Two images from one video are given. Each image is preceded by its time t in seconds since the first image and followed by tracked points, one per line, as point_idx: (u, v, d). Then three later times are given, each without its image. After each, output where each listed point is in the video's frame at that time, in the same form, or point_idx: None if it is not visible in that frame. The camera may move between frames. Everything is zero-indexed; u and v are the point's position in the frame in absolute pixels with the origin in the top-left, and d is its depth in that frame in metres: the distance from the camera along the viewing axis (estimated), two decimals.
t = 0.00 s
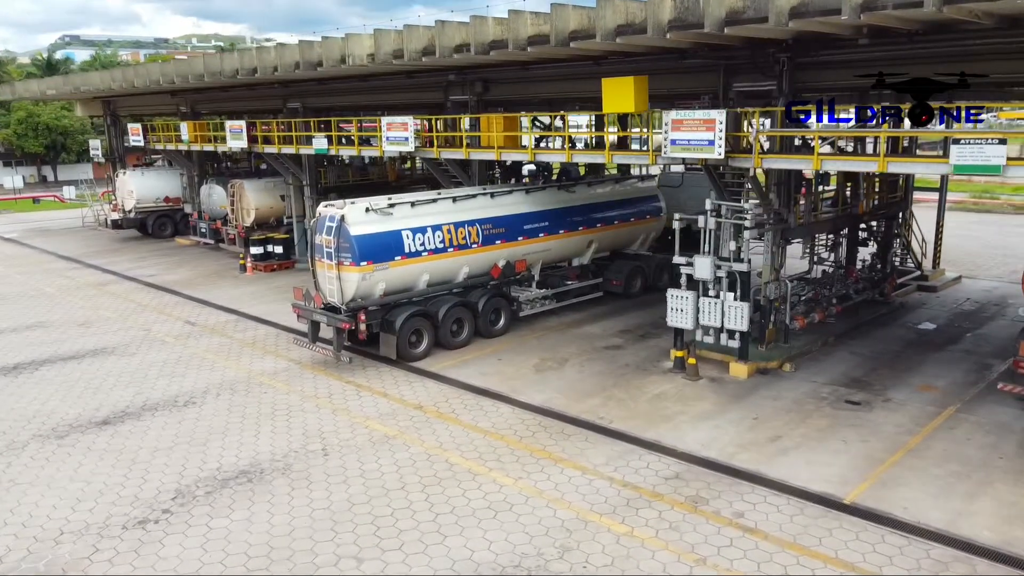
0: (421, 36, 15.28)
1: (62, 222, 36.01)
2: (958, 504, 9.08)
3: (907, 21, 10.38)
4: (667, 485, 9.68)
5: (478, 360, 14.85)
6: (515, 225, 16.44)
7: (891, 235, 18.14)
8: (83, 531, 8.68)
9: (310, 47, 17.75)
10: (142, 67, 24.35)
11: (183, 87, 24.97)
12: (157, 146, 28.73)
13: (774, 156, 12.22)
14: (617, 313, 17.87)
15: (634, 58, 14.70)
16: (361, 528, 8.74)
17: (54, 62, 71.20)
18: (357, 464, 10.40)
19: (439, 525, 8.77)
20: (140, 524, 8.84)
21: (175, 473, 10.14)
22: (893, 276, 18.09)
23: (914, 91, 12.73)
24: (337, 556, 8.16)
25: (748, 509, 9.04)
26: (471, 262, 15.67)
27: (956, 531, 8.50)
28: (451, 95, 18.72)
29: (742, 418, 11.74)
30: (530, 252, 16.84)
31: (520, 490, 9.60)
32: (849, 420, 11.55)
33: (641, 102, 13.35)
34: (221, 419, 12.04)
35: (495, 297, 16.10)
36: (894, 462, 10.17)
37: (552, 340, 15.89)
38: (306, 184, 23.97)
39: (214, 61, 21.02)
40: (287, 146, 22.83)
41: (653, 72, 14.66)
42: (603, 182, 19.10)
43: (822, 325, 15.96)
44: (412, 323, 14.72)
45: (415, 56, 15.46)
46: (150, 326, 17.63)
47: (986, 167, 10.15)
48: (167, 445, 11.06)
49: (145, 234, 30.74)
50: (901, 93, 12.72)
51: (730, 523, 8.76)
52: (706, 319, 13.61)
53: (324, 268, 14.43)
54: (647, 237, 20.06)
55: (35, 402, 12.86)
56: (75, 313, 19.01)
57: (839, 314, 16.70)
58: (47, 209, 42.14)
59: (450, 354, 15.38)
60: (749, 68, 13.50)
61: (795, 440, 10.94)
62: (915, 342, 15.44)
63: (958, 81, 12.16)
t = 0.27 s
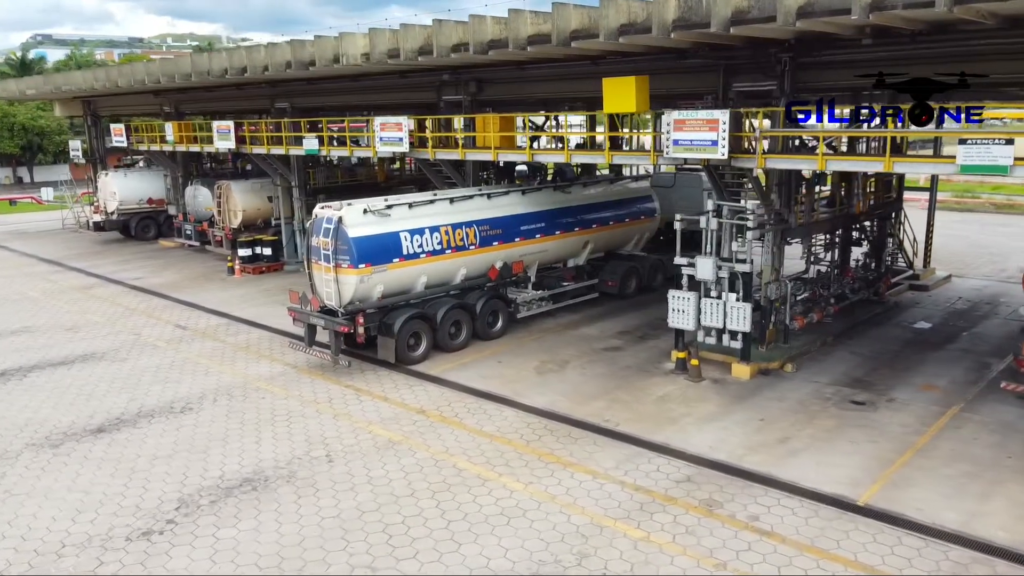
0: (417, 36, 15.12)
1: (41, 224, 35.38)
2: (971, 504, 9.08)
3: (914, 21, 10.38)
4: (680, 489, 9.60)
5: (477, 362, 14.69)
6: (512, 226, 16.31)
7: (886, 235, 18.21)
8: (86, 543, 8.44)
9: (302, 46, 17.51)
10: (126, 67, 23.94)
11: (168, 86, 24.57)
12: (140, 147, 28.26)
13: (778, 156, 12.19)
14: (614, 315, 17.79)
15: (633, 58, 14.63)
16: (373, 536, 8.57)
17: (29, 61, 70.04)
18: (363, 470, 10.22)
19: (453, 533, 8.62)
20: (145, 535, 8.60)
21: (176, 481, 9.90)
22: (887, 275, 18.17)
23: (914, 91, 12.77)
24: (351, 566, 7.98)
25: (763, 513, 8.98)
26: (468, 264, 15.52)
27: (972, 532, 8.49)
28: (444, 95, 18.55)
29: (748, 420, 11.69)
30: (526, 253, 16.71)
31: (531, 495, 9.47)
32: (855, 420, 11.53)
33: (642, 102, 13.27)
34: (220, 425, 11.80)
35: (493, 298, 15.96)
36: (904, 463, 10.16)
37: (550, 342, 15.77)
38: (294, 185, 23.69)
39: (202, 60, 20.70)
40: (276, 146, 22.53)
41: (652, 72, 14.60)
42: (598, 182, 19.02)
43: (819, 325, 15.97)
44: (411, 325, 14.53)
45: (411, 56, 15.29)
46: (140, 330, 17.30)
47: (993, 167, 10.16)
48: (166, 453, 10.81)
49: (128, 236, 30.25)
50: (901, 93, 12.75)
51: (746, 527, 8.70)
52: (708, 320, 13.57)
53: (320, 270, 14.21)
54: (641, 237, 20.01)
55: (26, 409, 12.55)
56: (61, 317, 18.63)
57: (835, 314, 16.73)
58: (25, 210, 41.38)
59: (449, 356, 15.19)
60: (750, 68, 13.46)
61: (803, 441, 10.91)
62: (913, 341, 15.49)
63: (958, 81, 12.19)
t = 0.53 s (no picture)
0: (417, 34, 14.96)
1: (25, 226, 34.81)
2: (988, 505, 9.05)
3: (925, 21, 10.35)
4: (696, 492, 9.52)
5: (480, 365, 14.55)
6: (513, 227, 16.18)
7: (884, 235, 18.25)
8: (94, 554, 8.22)
9: (298, 45, 17.28)
10: (114, 66, 23.58)
11: (157, 86, 24.22)
12: (127, 147, 27.86)
13: (786, 155, 12.11)
14: (614, 316, 17.71)
15: (635, 58, 14.55)
16: (389, 544, 8.41)
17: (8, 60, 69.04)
18: (373, 476, 10.06)
19: (470, 540, 8.47)
20: (154, 545, 8.39)
21: (183, 490, 9.69)
22: (885, 275, 18.21)
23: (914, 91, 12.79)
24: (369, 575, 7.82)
25: (781, 516, 8.92)
26: (469, 265, 15.37)
27: (992, 533, 8.46)
28: (441, 95, 18.36)
29: (758, 421, 11.63)
30: (527, 255, 16.59)
31: (547, 500, 9.35)
32: (864, 421, 11.50)
33: (647, 102, 13.18)
34: (223, 431, 11.59)
35: (494, 300, 15.82)
36: (917, 464, 10.13)
37: (552, 344, 15.65)
38: (287, 186, 23.43)
39: (194, 60, 20.42)
40: (269, 147, 22.39)
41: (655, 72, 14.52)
42: (597, 182, 18.93)
43: (821, 326, 15.96)
44: (413, 328, 14.36)
45: (411, 55, 15.11)
46: (133, 334, 17.01)
47: (1004, 168, 10.16)
48: (170, 460, 10.58)
49: (115, 237, 29.82)
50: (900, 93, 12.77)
51: (766, 531, 8.63)
52: (714, 321, 13.52)
53: (321, 272, 14.01)
54: (639, 238, 19.97)
55: (22, 416, 12.26)
56: (51, 321, 18.28)
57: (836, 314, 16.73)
58: (6, 212, 40.70)
59: (450, 359, 15.03)
60: (755, 68, 13.41)
61: (814, 443, 10.86)
62: (914, 341, 15.51)
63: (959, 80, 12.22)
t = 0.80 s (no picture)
0: (419, 33, 14.81)
1: (10, 228, 34.26)
2: (1007, 506, 9.03)
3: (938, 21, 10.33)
4: (714, 495, 9.44)
5: (485, 367, 14.41)
6: (515, 228, 16.06)
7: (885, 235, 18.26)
8: (106, 566, 8.01)
9: (297, 44, 17.07)
10: (105, 65, 23.25)
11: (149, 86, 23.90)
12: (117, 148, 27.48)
13: (796, 155, 12.04)
14: (616, 317, 17.62)
15: (640, 57, 14.47)
16: (409, 551, 8.27)
17: None
18: (386, 482, 9.90)
19: (490, 546, 8.34)
20: (167, 556, 8.19)
21: (192, 498, 9.49)
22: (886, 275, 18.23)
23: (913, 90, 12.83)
24: None
25: (802, 519, 8.85)
26: (472, 267, 15.23)
27: (1014, 534, 8.43)
28: (440, 95, 18.20)
29: (770, 423, 11.57)
30: (529, 256, 16.47)
31: (565, 505, 9.23)
32: (876, 422, 11.47)
33: (654, 102, 13.10)
34: (228, 436, 11.39)
35: (497, 302, 15.68)
36: (933, 465, 10.10)
37: (556, 345, 15.54)
38: (281, 187, 23.20)
39: (188, 59, 20.14)
40: (263, 147, 22.20)
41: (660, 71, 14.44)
42: (597, 183, 18.85)
43: (825, 326, 15.94)
44: (417, 331, 14.19)
45: (413, 54, 14.94)
46: (129, 338, 16.72)
47: (1016, 168, 10.16)
48: (176, 467, 10.37)
49: (104, 239, 29.41)
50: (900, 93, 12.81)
51: (789, 534, 8.56)
52: (721, 322, 13.46)
53: (324, 275, 13.81)
54: (638, 238, 19.92)
55: (21, 422, 12.00)
56: (44, 325, 17.96)
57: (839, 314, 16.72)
58: None
59: (455, 362, 14.88)
60: (762, 68, 13.36)
61: (828, 444, 10.81)
62: (917, 341, 15.52)
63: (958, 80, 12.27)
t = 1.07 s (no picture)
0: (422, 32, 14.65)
1: None
2: None
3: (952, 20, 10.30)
4: (734, 499, 9.35)
5: (491, 370, 14.26)
6: (519, 229, 15.94)
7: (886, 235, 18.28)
8: None
9: (296, 43, 16.86)
10: (96, 64, 22.92)
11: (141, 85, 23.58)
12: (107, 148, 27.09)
13: (807, 156, 12.00)
14: (619, 318, 17.52)
15: (646, 57, 14.38)
16: (430, 558, 8.12)
17: None
18: (401, 487, 9.74)
19: (513, 553, 8.21)
20: (182, 566, 8.00)
21: (204, 506, 9.29)
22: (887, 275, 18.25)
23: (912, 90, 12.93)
24: None
25: (825, 522, 8.78)
26: (476, 268, 15.09)
27: None
28: (439, 95, 18.03)
29: (783, 424, 11.50)
30: (532, 256, 16.35)
31: (585, 510, 9.10)
32: (889, 423, 11.43)
33: (663, 102, 13.01)
34: (236, 442, 11.18)
35: (501, 303, 15.53)
36: (950, 466, 10.06)
37: (562, 347, 15.41)
38: (276, 188, 22.95)
39: (182, 58, 19.87)
40: (258, 147, 21.95)
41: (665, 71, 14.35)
42: (598, 183, 18.76)
43: (830, 326, 15.91)
44: (423, 333, 14.02)
45: (416, 53, 14.76)
46: (126, 342, 16.44)
47: None
48: (185, 475, 10.16)
49: (93, 241, 28.99)
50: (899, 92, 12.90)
51: (813, 538, 8.48)
52: (730, 323, 13.40)
53: (328, 276, 13.62)
54: (639, 238, 19.85)
55: (21, 429, 11.74)
56: (38, 329, 17.63)
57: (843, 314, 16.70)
58: None
59: (460, 364, 14.72)
60: (770, 68, 13.30)
61: (844, 446, 10.76)
62: (921, 340, 15.52)
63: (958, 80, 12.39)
